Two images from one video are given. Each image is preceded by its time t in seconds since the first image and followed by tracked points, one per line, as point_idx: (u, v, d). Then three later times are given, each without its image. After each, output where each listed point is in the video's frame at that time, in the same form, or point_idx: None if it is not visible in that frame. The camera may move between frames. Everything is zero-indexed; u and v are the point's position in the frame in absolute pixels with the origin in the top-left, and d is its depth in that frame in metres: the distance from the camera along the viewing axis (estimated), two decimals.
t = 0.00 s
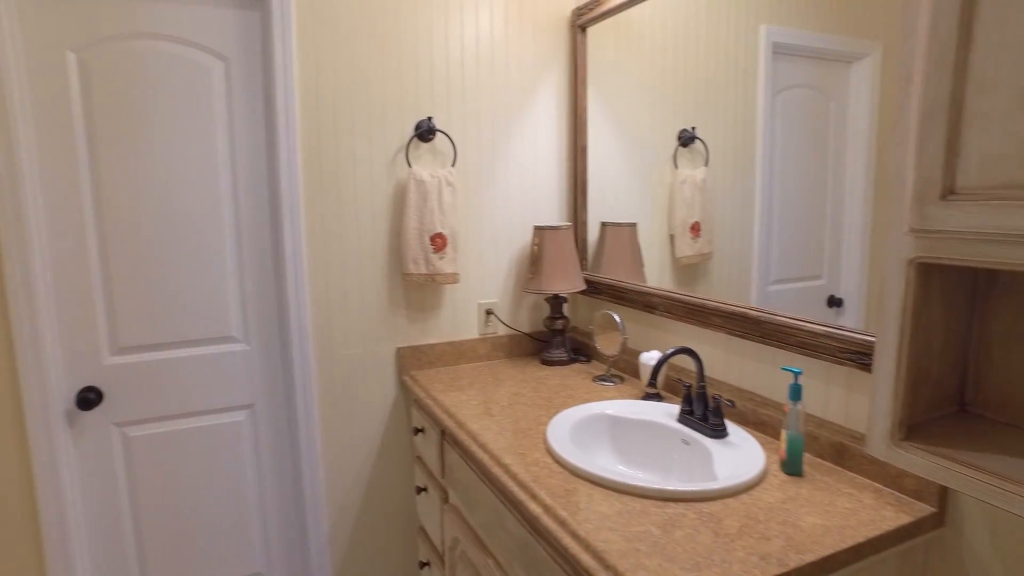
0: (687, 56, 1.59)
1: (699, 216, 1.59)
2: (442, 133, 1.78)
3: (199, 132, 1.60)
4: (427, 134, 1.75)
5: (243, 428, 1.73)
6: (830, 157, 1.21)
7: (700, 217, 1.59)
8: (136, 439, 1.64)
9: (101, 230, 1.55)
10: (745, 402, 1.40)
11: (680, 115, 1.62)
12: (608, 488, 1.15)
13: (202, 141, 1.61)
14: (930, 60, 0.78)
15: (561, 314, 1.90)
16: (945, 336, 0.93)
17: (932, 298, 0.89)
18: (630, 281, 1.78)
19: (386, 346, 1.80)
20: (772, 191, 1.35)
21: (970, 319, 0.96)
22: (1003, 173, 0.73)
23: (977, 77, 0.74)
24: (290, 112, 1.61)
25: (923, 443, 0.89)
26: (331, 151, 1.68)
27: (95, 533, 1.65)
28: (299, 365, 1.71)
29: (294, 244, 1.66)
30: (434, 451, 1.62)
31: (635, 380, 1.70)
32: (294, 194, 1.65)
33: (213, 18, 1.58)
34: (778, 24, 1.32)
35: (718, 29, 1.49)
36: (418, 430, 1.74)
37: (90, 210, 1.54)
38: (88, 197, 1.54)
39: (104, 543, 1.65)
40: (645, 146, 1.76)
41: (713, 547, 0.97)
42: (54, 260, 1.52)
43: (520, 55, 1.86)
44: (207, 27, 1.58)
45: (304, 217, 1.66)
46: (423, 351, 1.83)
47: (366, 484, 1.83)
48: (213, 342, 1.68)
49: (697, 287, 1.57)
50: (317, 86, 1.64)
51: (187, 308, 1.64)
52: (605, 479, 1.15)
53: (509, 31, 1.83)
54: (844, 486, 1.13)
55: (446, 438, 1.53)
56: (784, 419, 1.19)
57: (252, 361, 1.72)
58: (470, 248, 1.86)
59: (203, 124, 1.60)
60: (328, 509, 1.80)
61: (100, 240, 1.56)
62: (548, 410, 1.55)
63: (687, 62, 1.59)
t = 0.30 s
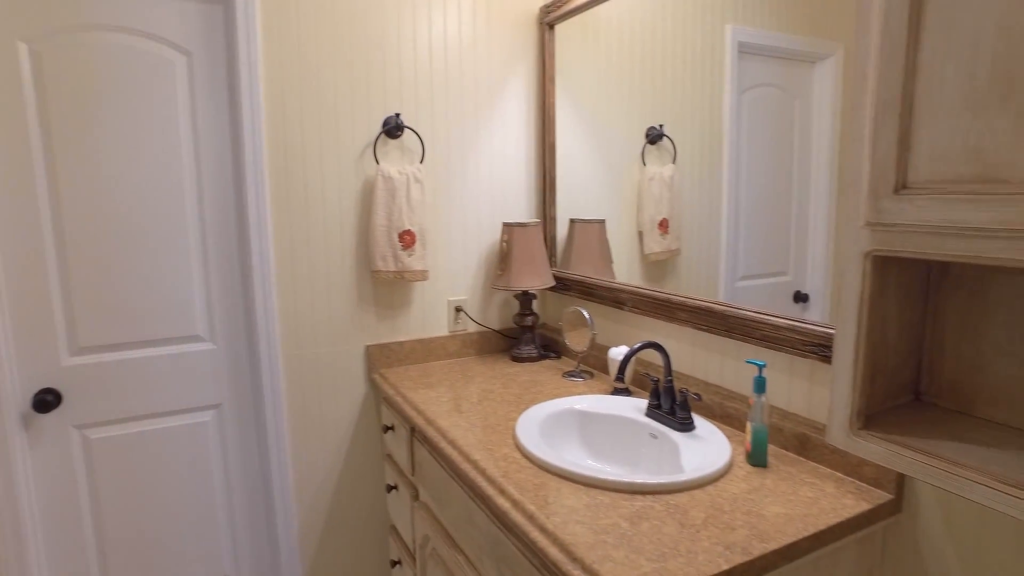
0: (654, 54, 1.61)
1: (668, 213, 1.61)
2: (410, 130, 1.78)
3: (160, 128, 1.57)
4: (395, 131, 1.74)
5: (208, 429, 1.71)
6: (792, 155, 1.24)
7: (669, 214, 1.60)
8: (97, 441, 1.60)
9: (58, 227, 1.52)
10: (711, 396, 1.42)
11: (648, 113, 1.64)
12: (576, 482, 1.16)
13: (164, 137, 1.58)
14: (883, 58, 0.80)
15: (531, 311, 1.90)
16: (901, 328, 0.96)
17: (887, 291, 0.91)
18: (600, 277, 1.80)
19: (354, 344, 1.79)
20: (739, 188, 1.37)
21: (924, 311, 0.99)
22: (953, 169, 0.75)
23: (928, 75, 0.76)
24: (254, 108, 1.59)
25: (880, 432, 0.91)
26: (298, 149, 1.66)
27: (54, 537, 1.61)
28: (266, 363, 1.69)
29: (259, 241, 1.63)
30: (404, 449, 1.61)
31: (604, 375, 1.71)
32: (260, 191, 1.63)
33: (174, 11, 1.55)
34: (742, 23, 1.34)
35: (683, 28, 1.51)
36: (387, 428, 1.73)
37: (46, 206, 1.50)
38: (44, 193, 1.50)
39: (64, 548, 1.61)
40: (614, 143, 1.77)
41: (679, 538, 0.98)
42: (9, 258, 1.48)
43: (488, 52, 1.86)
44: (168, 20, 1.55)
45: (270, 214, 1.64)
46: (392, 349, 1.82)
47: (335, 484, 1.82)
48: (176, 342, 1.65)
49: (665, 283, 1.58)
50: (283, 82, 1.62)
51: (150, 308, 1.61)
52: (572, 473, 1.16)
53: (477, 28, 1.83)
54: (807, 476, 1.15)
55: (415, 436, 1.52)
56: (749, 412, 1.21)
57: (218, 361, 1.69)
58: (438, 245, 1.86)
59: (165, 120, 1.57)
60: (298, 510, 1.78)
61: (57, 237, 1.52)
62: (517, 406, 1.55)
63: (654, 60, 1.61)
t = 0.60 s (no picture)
0: (628, 50, 1.62)
1: (644, 210, 1.62)
2: (385, 128, 1.77)
3: (132, 125, 1.55)
4: (370, 129, 1.73)
5: (182, 430, 1.67)
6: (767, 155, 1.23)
7: (644, 211, 1.61)
8: (64, 445, 1.55)
9: (23, 225, 1.45)
10: (687, 391, 1.43)
11: (624, 110, 1.65)
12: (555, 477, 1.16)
13: (135, 135, 1.55)
14: (852, 57, 0.82)
15: (508, 309, 1.90)
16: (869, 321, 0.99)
17: (855, 287, 0.93)
18: (575, 274, 1.81)
19: (330, 343, 1.78)
20: (713, 186, 1.39)
21: (892, 308, 1.01)
22: (919, 166, 0.76)
23: (894, 73, 0.78)
24: (228, 111, 1.60)
25: (848, 424, 0.95)
26: (271, 147, 1.64)
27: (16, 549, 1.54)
28: (240, 359, 1.70)
29: (234, 244, 1.64)
30: (380, 448, 1.61)
31: (581, 372, 1.72)
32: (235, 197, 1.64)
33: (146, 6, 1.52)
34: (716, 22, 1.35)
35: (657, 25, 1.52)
36: (364, 427, 1.72)
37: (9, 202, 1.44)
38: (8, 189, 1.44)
39: (27, 559, 1.55)
40: (590, 142, 1.77)
41: (655, 532, 0.99)
42: None
43: (464, 50, 1.86)
44: (139, 14, 1.52)
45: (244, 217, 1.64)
46: (367, 347, 1.81)
47: (312, 482, 1.81)
48: (149, 342, 1.61)
49: (640, 280, 1.60)
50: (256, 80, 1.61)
51: (122, 307, 1.57)
52: (547, 471, 1.17)
53: (453, 25, 1.83)
54: (780, 470, 1.17)
55: (392, 434, 1.52)
56: (722, 405, 1.23)
57: (191, 361, 1.66)
58: (413, 243, 1.85)
59: (136, 117, 1.55)
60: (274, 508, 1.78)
61: (22, 234, 1.45)
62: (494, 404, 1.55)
63: (630, 57, 1.62)
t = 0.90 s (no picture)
0: (610, 48, 1.61)
1: (624, 205, 1.62)
2: (365, 123, 1.80)
3: (106, 112, 1.40)
4: (349, 123, 1.77)
5: (159, 432, 1.41)
6: (744, 151, 1.25)
7: (626, 207, 1.61)
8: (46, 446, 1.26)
9: None
10: (666, 385, 1.42)
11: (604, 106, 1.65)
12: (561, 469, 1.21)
13: (110, 123, 1.40)
14: (828, 56, 0.99)
15: (488, 305, 1.93)
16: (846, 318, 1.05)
17: (829, 285, 1.05)
18: (552, 269, 1.84)
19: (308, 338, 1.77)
20: (694, 183, 1.39)
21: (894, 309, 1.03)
22: (891, 161, 0.94)
23: (867, 72, 0.95)
24: (204, 112, 1.53)
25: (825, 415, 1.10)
26: (248, 144, 1.60)
27: None
28: (223, 356, 1.59)
29: (212, 244, 1.57)
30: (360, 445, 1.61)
31: (562, 366, 1.71)
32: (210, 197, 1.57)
33: None
34: (697, 21, 1.35)
35: (637, 22, 1.52)
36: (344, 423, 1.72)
37: None
38: None
39: None
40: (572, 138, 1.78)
41: (636, 524, 1.00)
42: None
43: (444, 42, 1.82)
44: None
45: (220, 216, 1.58)
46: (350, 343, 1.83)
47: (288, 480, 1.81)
48: (127, 345, 1.46)
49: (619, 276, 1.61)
50: (234, 75, 1.56)
51: (98, 311, 1.41)
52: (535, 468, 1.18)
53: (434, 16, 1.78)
54: (760, 460, 1.16)
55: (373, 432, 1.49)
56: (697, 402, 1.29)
57: (167, 365, 1.51)
58: (393, 238, 1.89)
59: (111, 104, 1.40)
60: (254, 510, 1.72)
61: None
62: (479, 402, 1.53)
63: (610, 54, 1.62)
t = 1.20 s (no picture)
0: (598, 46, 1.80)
1: (609, 202, 2.00)
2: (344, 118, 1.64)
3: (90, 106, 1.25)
4: (331, 118, 1.63)
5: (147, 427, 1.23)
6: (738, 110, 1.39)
7: (609, 202, 1.99)
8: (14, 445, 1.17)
9: None
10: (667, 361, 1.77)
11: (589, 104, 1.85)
12: (566, 474, 1.58)
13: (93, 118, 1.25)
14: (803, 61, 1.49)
15: (472, 302, 1.78)
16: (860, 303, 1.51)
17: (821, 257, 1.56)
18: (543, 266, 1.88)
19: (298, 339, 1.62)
20: (694, 165, 1.77)
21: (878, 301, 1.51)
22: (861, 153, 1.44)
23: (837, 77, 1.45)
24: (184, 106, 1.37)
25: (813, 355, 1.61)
26: (228, 141, 1.45)
27: None
28: (217, 354, 1.41)
29: (196, 245, 1.43)
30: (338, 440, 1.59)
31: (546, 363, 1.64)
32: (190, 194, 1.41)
33: None
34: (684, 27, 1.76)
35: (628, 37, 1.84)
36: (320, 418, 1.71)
37: None
38: None
39: None
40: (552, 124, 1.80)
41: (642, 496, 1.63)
42: None
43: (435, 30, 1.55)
44: None
45: (202, 216, 1.43)
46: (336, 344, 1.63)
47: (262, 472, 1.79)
48: (118, 346, 1.36)
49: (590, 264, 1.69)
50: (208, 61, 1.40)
51: (90, 311, 1.32)
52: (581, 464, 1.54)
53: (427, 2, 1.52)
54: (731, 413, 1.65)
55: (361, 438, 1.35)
56: (683, 393, 1.76)
57: (159, 366, 1.40)
58: (383, 234, 1.76)
59: (95, 97, 1.25)
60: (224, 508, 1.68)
61: None
62: (472, 398, 1.40)
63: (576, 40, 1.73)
